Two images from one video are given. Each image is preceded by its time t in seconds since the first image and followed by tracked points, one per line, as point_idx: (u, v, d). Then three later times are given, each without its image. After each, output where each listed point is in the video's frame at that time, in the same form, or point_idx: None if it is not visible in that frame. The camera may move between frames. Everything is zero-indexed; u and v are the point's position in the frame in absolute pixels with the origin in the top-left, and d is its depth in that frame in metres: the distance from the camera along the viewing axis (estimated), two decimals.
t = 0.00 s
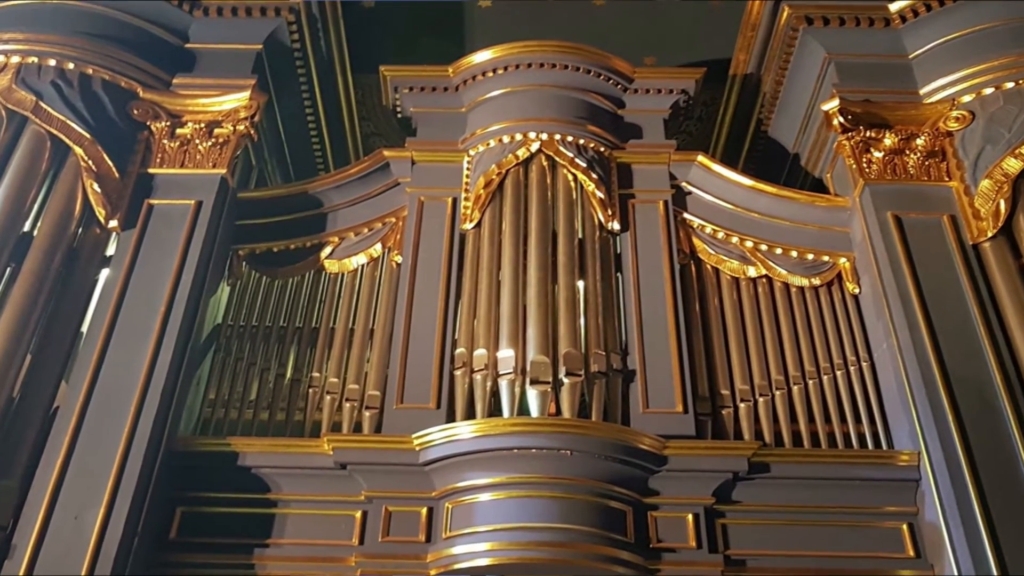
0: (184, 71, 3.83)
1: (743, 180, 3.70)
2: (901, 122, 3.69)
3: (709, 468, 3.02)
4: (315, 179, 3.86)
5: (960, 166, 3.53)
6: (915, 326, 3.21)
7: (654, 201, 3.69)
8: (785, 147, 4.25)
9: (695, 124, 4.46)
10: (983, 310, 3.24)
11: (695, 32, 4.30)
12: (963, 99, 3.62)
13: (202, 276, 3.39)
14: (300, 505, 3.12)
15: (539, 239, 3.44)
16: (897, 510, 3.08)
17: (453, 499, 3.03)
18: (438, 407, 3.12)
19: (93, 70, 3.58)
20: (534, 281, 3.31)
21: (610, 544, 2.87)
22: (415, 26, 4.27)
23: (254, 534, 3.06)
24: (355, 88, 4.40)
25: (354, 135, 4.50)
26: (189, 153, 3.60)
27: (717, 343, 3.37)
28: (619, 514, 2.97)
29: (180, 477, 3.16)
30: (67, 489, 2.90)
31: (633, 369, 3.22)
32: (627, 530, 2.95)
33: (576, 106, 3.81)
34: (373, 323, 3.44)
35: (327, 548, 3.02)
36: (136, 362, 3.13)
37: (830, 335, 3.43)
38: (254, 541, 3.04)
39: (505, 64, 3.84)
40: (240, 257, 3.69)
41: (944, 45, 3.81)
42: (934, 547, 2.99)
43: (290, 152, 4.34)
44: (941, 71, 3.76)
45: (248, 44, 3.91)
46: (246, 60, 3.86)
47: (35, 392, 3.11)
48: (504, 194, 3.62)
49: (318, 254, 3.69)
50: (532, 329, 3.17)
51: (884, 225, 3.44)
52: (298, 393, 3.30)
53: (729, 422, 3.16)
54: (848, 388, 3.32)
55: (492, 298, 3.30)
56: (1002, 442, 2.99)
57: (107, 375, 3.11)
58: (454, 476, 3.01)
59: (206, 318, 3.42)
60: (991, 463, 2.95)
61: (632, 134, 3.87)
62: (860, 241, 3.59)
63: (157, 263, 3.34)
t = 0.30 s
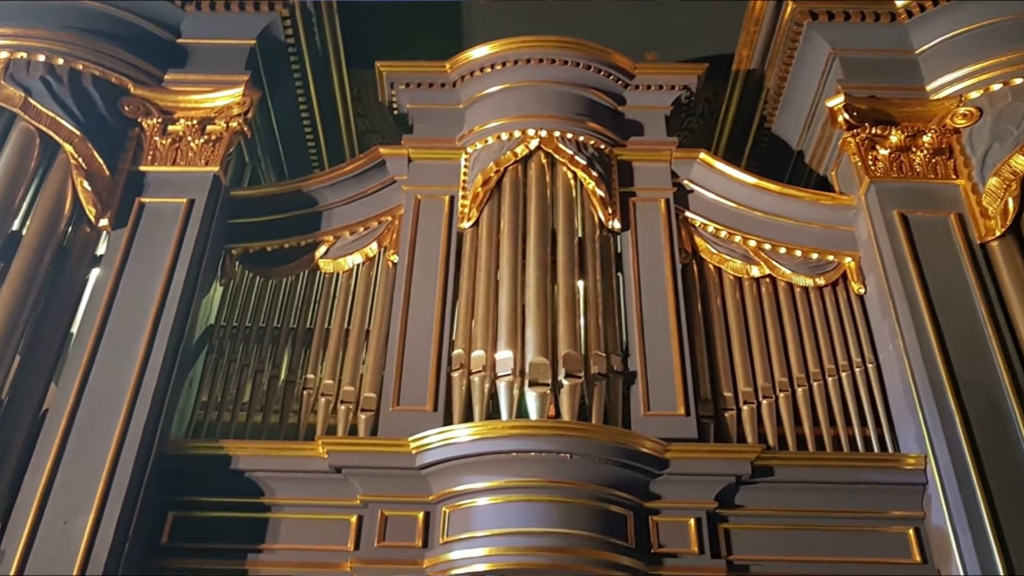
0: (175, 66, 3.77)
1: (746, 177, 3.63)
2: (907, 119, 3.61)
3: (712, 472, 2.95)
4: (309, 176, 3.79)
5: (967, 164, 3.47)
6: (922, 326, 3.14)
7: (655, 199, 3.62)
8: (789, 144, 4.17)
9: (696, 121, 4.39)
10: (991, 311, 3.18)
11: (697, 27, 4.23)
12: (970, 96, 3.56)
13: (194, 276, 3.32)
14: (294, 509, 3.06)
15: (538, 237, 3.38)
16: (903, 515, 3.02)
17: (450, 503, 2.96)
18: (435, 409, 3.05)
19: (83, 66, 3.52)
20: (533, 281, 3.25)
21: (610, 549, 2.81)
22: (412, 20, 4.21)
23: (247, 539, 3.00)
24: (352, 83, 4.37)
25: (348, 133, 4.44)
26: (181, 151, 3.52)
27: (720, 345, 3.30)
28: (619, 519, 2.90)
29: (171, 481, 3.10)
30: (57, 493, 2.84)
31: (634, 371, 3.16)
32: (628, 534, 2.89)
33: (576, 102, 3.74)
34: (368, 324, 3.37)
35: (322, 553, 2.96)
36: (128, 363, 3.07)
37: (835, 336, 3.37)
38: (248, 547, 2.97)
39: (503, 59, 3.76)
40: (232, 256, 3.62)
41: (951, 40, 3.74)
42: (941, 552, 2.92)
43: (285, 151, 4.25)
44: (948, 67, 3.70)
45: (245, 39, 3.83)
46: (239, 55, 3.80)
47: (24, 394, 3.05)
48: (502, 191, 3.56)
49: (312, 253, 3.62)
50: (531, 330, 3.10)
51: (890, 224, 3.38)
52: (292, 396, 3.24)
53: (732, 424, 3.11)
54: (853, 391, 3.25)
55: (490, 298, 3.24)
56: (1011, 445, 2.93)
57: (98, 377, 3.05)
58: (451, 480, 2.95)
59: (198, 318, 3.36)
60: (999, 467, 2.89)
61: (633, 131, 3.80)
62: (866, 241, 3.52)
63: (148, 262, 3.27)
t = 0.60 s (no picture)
0: (167, 61, 3.70)
1: (750, 175, 3.56)
2: (915, 116, 3.55)
3: (715, 476, 2.88)
4: (302, 174, 3.72)
5: (976, 161, 3.40)
6: (929, 327, 3.08)
7: (656, 197, 3.55)
8: (794, 141, 4.11)
9: (699, 117, 4.31)
10: (1000, 311, 3.11)
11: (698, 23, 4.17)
12: (979, 91, 3.49)
13: (186, 276, 3.25)
14: (287, 514, 2.99)
15: (536, 235, 3.31)
16: (910, 520, 2.95)
17: (447, 508, 2.89)
18: (431, 412, 2.98)
19: (71, 61, 3.42)
20: (532, 281, 3.17)
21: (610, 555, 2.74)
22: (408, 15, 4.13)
23: (239, 544, 2.92)
24: (348, 79, 4.25)
25: (345, 131, 4.35)
26: (172, 148, 3.46)
27: (723, 346, 3.23)
28: (620, 524, 2.83)
29: (162, 485, 3.02)
30: (45, 498, 2.78)
31: (635, 373, 3.09)
32: (629, 540, 2.82)
33: (576, 98, 3.67)
34: (363, 324, 3.30)
35: (316, 559, 2.89)
36: (117, 364, 3.00)
37: (840, 337, 3.30)
38: (240, 552, 2.90)
39: (502, 54, 3.69)
40: (224, 255, 3.54)
41: (959, 35, 3.68)
42: (950, 558, 2.85)
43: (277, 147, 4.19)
44: (955, 62, 3.63)
45: (235, 33, 3.78)
46: (232, 50, 3.73)
47: (11, 397, 2.98)
48: (500, 189, 3.48)
49: (306, 252, 3.55)
50: (530, 330, 3.03)
51: (897, 222, 3.31)
52: (285, 398, 3.17)
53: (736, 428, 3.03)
54: (858, 393, 3.18)
55: (488, 298, 3.17)
56: (1021, 449, 2.86)
57: (87, 378, 2.98)
58: (448, 484, 2.88)
59: (189, 319, 3.28)
60: (1009, 471, 2.82)
61: (634, 128, 3.73)
62: (872, 240, 3.46)
63: (138, 261, 3.20)
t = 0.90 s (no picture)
0: (159, 57, 3.65)
1: (753, 173, 3.50)
2: (921, 112, 3.49)
3: (717, 480, 2.82)
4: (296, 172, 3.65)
5: (984, 158, 3.34)
6: (936, 328, 3.02)
7: (658, 195, 3.49)
8: (798, 138, 4.05)
9: (702, 114, 4.25)
10: (1008, 312, 3.06)
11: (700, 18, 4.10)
12: (986, 88, 3.43)
13: (178, 275, 3.19)
14: (281, 519, 2.93)
15: (535, 235, 3.25)
16: (917, 524, 2.89)
17: (444, 513, 2.83)
18: (428, 414, 2.93)
19: (62, 57, 3.37)
20: (531, 281, 3.11)
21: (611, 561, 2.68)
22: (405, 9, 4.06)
23: (233, 549, 2.86)
24: (343, 77, 4.16)
25: (339, 126, 4.30)
26: (164, 145, 3.40)
27: (725, 348, 3.17)
28: (620, 529, 2.77)
29: (152, 489, 2.96)
30: (34, 502, 2.72)
31: (636, 374, 3.03)
32: (630, 545, 2.76)
33: (575, 95, 3.61)
34: (359, 325, 3.25)
35: (310, 565, 2.83)
36: (108, 367, 2.94)
37: (845, 338, 3.24)
38: (233, 558, 2.84)
39: (501, 50, 3.64)
40: (218, 254, 3.48)
41: (967, 29, 3.61)
42: (957, 564, 2.80)
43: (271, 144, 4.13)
44: (962, 58, 3.57)
45: (227, 29, 3.73)
46: (224, 46, 3.68)
47: None
48: (499, 187, 3.42)
49: (301, 252, 3.50)
50: (529, 331, 2.98)
51: (903, 221, 3.25)
52: (279, 400, 3.11)
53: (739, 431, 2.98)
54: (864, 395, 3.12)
55: (486, 299, 3.11)
56: None
57: (77, 380, 2.93)
58: (446, 488, 2.82)
59: (181, 320, 3.22)
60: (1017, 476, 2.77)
61: (635, 124, 3.67)
62: (877, 239, 3.40)
63: (129, 260, 3.15)
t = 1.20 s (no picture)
0: (149, 52, 3.59)
1: (756, 171, 3.44)
2: (928, 108, 3.43)
3: (720, 484, 2.75)
4: (290, 169, 3.59)
5: (992, 155, 3.29)
6: (943, 329, 2.95)
7: (659, 194, 3.42)
8: (803, 135, 3.99)
9: (705, 110, 4.18)
10: (1017, 312, 2.99)
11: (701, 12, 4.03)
12: (995, 83, 3.37)
13: (169, 275, 3.13)
14: (274, 524, 2.86)
15: (534, 234, 3.18)
16: (924, 530, 2.83)
17: (441, 517, 2.76)
18: (424, 417, 2.86)
19: (50, 51, 3.31)
20: (529, 281, 3.05)
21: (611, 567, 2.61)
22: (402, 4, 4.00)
23: (225, 555, 2.80)
24: (338, 72, 4.11)
25: (333, 123, 4.24)
26: (154, 142, 3.34)
27: (728, 349, 3.11)
28: (621, 534, 2.71)
29: (142, 493, 2.89)
30: (22, 507, 2.66)
31: (637, 376, 2.97)
32: (631, 551, 2.70)
33: (575, 91, 3.55)
34: (354, 326, 3.18)
35: (304, 571, 2.76)
36: (97, 370, 2.87)
37: (851, 338, 3.17)
38: (225, 564, 2.78)
39: (499, 44, 3.57)
40: (210, 253, 3.42)
41: (976, 24, 3.54)
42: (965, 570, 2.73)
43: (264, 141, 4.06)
44: (970, 53, 3.51)
45: (220, 23, 3.65)
46: (216, 41, 3.61)
47: None
48: (496, 186, 3.36)
49: (294, 251, 3.43)
50: (527, 332, 2.91)
51: (909, 220, 3.19)
52: (272, 403, 3.05)
53: (742, 434, 2.91)
54: (869, 398, 3.06)
55: (484, 299, 3.05)
56: None
57: (66, 382, 2.86)
58: (442, 493, 2.76)
59: (172, 322, 3.16)
60: None
61: (636, 121, 3.60)
62: (883, 238, 3.33)
63: (119, 260, 3.08)
